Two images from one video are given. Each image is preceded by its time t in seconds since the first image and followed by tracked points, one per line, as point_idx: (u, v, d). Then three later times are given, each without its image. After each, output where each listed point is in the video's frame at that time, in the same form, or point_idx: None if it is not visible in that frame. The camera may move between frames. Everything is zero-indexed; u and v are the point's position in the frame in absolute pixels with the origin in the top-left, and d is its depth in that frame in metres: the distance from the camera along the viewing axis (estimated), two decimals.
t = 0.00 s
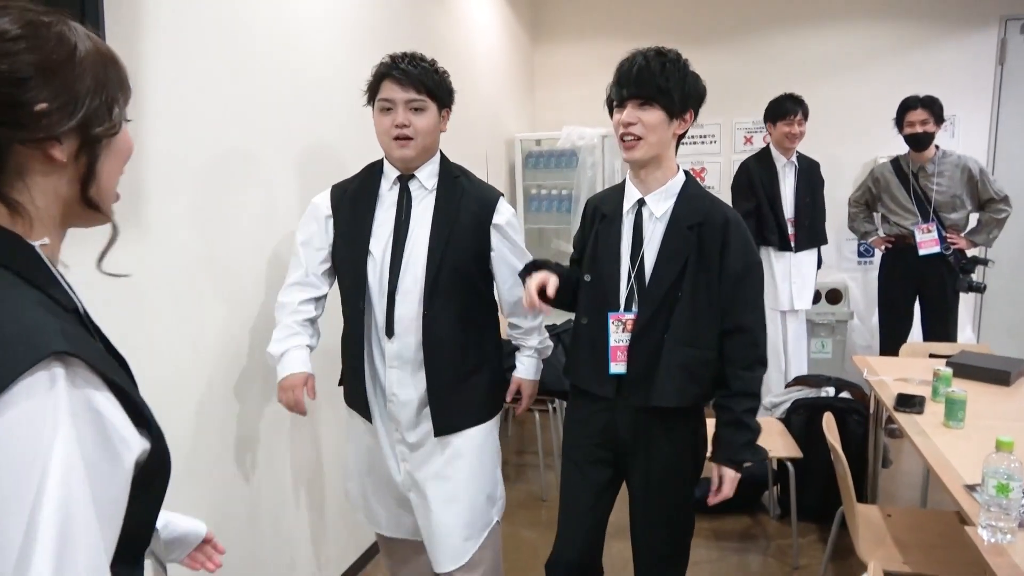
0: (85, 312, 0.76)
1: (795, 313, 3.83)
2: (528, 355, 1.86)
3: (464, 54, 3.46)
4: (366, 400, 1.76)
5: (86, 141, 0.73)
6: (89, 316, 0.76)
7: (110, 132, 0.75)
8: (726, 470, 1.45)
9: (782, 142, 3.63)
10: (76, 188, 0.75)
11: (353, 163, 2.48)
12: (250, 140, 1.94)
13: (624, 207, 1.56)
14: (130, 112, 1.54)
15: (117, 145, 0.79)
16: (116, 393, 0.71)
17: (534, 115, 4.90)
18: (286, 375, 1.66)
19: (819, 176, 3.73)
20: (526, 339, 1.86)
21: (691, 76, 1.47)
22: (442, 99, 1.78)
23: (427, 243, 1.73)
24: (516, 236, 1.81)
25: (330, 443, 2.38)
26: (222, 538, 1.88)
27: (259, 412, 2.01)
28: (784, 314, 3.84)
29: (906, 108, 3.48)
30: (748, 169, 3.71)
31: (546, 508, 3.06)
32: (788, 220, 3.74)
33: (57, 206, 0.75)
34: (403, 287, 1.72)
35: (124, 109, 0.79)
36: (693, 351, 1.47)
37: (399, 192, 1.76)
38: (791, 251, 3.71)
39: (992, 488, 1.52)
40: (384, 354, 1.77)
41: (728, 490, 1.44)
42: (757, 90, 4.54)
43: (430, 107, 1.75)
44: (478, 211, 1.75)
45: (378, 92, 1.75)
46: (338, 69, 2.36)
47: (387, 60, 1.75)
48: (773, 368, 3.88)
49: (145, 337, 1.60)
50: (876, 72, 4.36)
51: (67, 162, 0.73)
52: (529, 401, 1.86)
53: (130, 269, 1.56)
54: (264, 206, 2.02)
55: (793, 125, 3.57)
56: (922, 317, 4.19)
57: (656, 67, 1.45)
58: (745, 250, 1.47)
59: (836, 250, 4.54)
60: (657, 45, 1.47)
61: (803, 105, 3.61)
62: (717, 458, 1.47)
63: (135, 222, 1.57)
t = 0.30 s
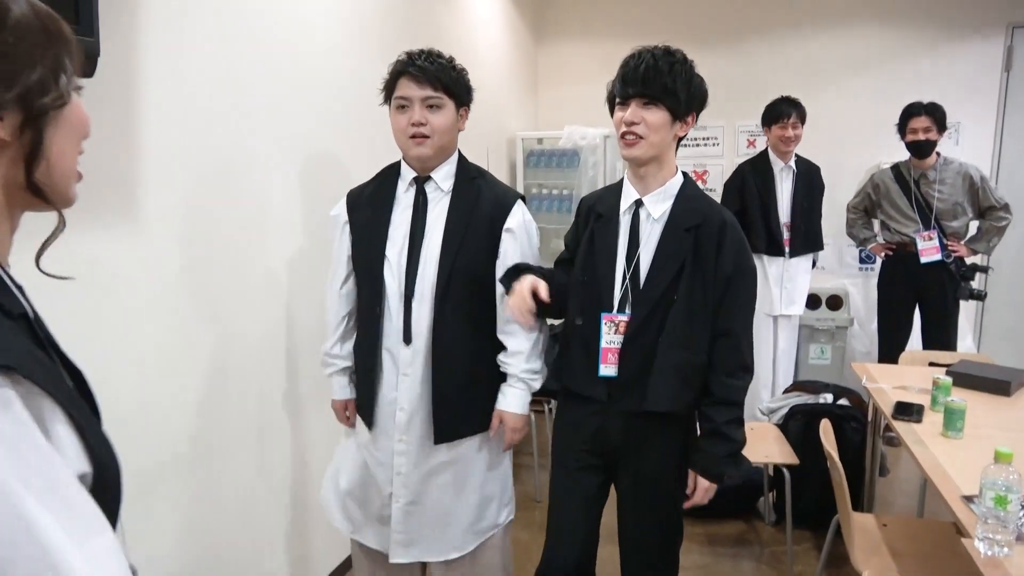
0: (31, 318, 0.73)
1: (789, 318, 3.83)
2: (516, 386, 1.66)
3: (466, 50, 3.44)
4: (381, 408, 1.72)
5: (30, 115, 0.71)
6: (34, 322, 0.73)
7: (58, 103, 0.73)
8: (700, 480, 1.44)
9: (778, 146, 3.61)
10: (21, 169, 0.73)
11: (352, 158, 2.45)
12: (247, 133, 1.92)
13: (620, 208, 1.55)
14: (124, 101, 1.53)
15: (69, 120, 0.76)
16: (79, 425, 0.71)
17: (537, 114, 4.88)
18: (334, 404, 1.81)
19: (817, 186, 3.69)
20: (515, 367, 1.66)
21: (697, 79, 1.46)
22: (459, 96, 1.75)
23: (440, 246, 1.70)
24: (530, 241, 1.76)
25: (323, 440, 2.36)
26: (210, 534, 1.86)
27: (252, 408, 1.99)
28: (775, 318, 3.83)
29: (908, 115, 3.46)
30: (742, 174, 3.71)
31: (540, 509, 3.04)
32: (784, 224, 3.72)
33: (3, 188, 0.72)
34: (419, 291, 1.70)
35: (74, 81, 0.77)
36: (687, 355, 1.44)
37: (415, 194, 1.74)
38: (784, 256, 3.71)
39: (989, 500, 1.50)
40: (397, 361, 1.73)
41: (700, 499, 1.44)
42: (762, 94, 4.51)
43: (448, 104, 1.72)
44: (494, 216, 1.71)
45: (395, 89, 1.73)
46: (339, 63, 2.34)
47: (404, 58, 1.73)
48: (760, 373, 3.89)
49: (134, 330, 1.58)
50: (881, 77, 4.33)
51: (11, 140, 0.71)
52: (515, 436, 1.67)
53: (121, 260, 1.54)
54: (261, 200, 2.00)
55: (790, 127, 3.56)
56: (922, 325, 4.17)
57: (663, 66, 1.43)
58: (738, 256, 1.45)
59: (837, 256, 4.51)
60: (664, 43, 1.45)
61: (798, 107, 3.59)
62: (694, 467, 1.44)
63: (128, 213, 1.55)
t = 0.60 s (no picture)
0: None
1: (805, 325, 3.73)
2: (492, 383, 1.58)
3: (480, 49, 3.41)
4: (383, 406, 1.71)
5: None
6: None
7: None
8: (625, 444, 1.30)
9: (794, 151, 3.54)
10: None
11: (359, 157, 2.44)
12: (249, 131, 1.91)
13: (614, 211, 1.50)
14: (121, 96, 1.52)
15: None
16: None
17: (554, 115, 4.83)
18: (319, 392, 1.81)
19: (835, 189, 3.61)
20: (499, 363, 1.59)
21: (686, 72, 1.41)
22: (469, 92, 1.71)
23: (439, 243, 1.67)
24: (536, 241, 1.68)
25: (325, 440, 2.34)
26: (205, 533, 1.85)
27: (250, 406, 1.98)
28: (789, 326, 3.75)
29: (940, 119, 3.32)
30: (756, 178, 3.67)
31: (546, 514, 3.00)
32: (799, 230, 3.64)
33: None
34: (415, 287, 1.67)
35: None
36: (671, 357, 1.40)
37: (419, 190, 1.72)
38: (798, 263, 3.63)
39: (1000, 522, 1.44)
40: (396, 360, 1.70)
41: (625, 473, 1.27)
42: (784, 97, 4.43)
43: (457, 99, 1.68)
44: (497, 210, 1.67)
45: (405, 81, 1.70)
46: (347, 61, 2.32)
47: (415, 50, 1.70)
48: (774, 380, 3.82)
49: (127, 327, 1.57)
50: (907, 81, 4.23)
51: None
52: (481, 437, 1.57)
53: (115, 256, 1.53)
54: (265, 198, 1.99)
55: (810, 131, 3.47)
56: (945, 335, 4.06)
57: (649, 60, 1.38)
58: (733, 259, 1.41)
59: (858, 263, 4.41)
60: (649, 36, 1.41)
61: (819, 111, 3.51)
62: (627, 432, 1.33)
63: (124, 208, 1.55)
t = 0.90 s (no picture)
0: None
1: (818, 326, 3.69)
2: (512, 388, 1.68)
3: (487, 50, 3.41)
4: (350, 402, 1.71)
5: None
6: None
7: None
8: (636, 413, 1.25)
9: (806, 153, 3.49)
10: None
11: (361, 157, 2.43)
12: (250, 131, 1.91)
13: (607, 212, 1.48)
14: (119, 95, 1.52)
15: None
16: None
17: (563, 116, 4.82)
18: (314, 394, 1.73)
19: (845, 186, 3.61)
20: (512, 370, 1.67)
21: (656, 61, 1.36)
22: (448, 94, 1.72)
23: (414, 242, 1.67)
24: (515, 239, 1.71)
25: (324, 440, 2.34)
26: (203, 533, 1.84)
27: (249, 407, 1.98)
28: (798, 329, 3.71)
29: (963, 116, 3.25)
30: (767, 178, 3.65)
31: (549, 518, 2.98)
32: (811, 231, 3.60)
33: None
34: (387, 285, 1.66)
35: None
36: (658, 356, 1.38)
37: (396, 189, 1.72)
38: (810, 266, 3.59)
39: (1003, 533, 1.40)
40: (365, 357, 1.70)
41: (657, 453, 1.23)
42: (795, 98, 4.38)
43: (436, 102, 1.70)
44: (474, 215, 1.68)
45: (383, 84, 1.70)
46: (350, 61, 2.32)
47: (393, 53, 1.70)
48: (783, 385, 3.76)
49: (125, 326, 1.57)
50: (921, 82, 4.18)
51: None
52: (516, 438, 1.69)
53: (114, 256, 1.53)
54: (264, 198, 1.98)
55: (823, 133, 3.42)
56: (958, 340, 4.00)
57: (608, 66, 1.34)
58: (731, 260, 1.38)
59: (870, 266, 4.36)
60: (607, 37, 1.36)
61: (836, 113, 3.47)
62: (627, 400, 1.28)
63: (123, 208, 1.55)
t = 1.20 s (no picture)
0: None
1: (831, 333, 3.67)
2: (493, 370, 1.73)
3: (503, 53, 3.41)
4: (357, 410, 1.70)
5: None
6: None
7: None
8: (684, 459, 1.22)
9: (828, 160, 3.49)
10: None
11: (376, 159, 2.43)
12: (265, 133, 1.91)
13: (642, 221, 1.47)
14: (136, 94, 1.53)
15: None
16: None
17: (577, 120, 4.82)
18: (275, 410, 1.74)
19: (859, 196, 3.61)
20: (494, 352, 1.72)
21: (671, 73, 1.28)
22: (435, 101, 1.76)
23: (417, 242, 1.70)
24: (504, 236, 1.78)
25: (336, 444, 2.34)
26: (211, 532, 1.85)
27: (262, 407, 1.99)
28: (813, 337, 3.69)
29: (992, 128, 3.17)
30: (789, 183, 3.57)
31: (558, 523, 2.97)
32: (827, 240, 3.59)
33: None
34: (395, 288, 1.68)
35: None
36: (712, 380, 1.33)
37: (387, 194, 1.72)
38: (828, 273, 3.57)
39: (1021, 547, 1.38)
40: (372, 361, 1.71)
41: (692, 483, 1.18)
42: (811, 105, 4.36)
43: (427, 109, 1.73)
44: (469, 211, 1.73)
45: (371, 87, 1.70)
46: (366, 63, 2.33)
47: (382, 58, 1.72)
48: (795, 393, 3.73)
49: (136, 325, 1.58)
50: (939, 89, 4.14)
51: None
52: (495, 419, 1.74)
53: (127, 254, 1.55)
54: (278, 200, 1.99)
55: (842, 141, 3.43)
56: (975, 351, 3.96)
57: (616, 84, 1.30)
58: (772, 276, 1.31)
59: (885, 275, 4.32)
60: (619, 49, 1.31)
61: (856, 120, 3.44)
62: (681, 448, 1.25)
63: (137, 206, 1.56)
